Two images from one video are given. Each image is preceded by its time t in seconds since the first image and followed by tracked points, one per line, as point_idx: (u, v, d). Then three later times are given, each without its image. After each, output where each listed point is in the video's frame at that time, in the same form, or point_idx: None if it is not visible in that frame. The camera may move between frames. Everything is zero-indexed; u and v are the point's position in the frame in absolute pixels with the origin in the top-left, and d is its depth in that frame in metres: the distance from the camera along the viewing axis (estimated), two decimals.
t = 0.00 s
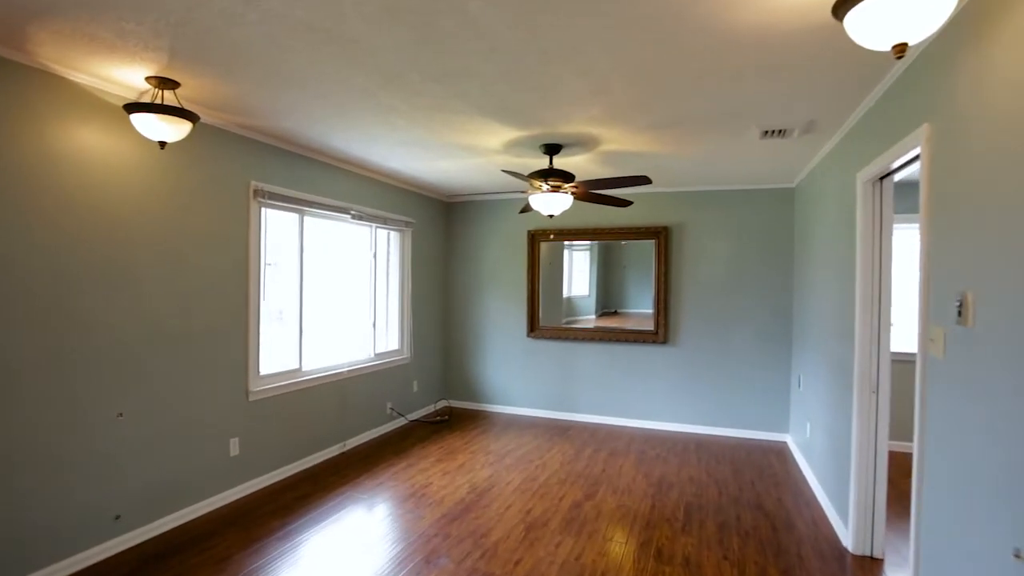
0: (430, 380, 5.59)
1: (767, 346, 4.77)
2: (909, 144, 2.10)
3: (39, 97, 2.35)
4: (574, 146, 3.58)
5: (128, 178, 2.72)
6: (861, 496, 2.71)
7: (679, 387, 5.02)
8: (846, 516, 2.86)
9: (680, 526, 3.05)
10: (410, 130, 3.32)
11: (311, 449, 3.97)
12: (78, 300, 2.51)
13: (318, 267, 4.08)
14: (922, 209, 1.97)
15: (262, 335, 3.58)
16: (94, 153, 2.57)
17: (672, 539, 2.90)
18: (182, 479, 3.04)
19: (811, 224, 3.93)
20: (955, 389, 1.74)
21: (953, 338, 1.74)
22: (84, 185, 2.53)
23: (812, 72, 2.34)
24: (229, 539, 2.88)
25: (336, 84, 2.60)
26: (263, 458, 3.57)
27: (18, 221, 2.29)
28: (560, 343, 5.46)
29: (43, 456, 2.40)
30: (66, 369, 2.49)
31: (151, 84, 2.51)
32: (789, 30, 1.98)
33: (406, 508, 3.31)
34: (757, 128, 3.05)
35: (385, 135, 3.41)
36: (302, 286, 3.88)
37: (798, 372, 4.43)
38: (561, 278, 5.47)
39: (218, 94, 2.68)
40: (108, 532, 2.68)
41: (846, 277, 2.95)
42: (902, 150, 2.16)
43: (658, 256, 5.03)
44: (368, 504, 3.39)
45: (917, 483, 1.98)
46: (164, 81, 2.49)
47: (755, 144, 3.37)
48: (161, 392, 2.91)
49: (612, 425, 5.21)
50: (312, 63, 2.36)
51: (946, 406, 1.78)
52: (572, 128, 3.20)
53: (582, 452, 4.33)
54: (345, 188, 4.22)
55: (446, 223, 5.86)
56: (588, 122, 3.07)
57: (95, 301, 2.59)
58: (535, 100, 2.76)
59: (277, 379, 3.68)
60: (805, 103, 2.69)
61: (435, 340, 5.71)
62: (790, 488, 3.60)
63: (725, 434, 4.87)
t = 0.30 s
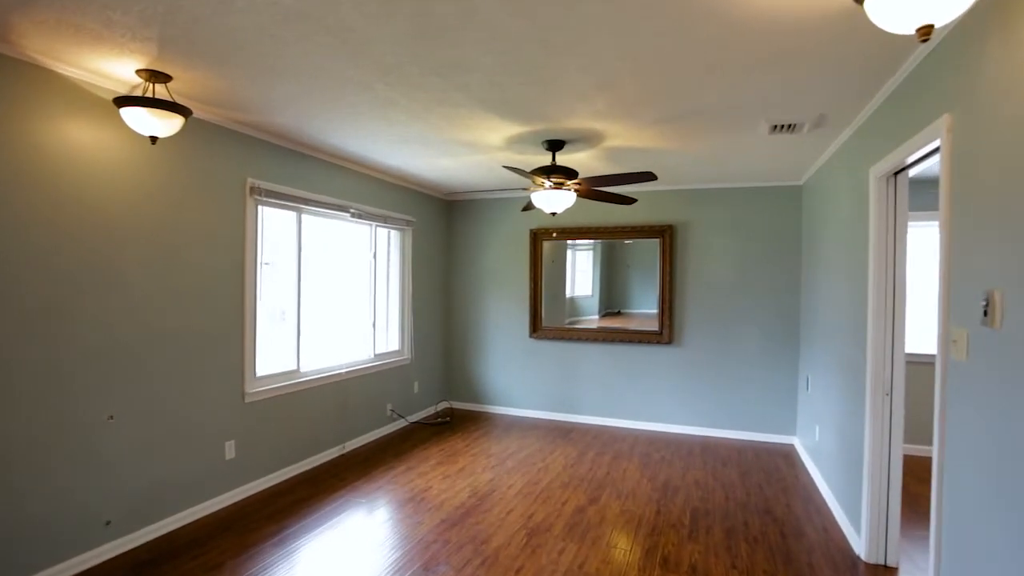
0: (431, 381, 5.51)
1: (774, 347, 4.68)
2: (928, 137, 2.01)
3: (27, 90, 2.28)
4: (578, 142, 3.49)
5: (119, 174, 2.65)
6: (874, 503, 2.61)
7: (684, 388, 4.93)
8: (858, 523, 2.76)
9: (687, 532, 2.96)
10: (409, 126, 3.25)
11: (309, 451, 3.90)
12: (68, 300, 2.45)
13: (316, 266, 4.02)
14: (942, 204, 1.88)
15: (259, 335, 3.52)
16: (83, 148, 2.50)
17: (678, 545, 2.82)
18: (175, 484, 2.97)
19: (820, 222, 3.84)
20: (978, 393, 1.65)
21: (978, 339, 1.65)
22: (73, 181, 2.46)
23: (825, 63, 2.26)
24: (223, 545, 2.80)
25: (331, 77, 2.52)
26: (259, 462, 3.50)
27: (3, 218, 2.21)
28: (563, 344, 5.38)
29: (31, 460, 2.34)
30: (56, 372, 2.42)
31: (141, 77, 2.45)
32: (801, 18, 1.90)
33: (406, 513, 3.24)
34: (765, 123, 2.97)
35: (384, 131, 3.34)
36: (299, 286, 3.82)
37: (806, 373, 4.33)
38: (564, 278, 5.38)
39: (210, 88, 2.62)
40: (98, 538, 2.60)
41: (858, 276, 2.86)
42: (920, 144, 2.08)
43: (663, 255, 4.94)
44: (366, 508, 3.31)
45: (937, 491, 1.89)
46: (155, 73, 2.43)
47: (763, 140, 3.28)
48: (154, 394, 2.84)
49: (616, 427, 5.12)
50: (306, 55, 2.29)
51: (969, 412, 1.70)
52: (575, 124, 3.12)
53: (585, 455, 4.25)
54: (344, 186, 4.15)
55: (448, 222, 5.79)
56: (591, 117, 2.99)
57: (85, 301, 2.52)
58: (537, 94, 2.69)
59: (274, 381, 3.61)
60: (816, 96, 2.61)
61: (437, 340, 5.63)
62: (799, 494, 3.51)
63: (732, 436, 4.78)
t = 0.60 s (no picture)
0: (428, 383, 5.44)
1: (776, 348, 4.61)
2: (941, 131, 1.94)
3: (9, 83, 2.21)
4: (577, 139, 3.43)
5: (106, 171, 2.58)
6: (881, 508, 2.54)
7: (685, 390, 4.87)
8: (865, 529, 2.70)
9: (688, 538, 2.89)
10: (405, 123, 3.18)
11: (303, 455, 3.83)
12: (53, 300, 2.37)
13: (311, 266, 3.94)
14: (955, 200, 1.82)
15: (252, 337, 3.45)
16: (68, 143, 2.42)
17: (679, 551, 2.75)
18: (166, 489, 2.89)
19: (823, 221, 3.77)
20: (997, 396, 1.58)
21: (996, 340, 1.58)
22: (58, 177, 2.39)
23: (832, 56, 2.19)
24: (214, 553, 2.72)
25: (325, 70, 2.45)
26: (252, 466, 3.42)
27: None
28: (562, 345, 5.31)
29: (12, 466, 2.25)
30: (41, 374, 2.34)
31: (129, 70, 2.38)
32: (810, 8, 1.83)
33: (402, 518, 3.16)
34: (769, 119, 2.91)
35: (380, 128, 3.27)
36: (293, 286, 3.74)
37: (809, 374, 4.27)
38: (562, 278, 5.32)
39: (201, 82, 2.55)
40: (85, 546, 2.52)
41: (864, 276, 2.80)
42: (932, 140, 2.02)
43: (663, 255, 4.87)
44: (362, 513, 3.23)
45: (952, 498, 1.82)
46: (143, 67, 2.36)
47: (766, 137, 3.21)
48: (143, 397, 2.77)
49: (616, 430, 5.05)
50: (298, 48, 2.22)
51: (988, 416, 1.63)
52: (575, 120, 3.06)
53: (584, 458, 4.18)
54: (339, 185, 4.09)
55: (445, 222, 5.72)
56: (591, 112, 2.92)
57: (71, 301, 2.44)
58: (536, 88, 2.62)
59: (267, 383, 3.54)
60: (822, 91, 2.54)
61: (434, 341, 5.56)
62: (803, 497, 3.45)
63: (733, 439, 4.71)
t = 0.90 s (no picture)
0: (421, 383, 5.36)
1: (773, 347, 4.57)
2: (946, 126, 1.89)
3: None
4: (572, 136, 3.36)
5: (84, 166, 2.48)
6: (883, 511, 2.50)
7: (681, 390, 4.82)
8: (866, 532, 2.65)
9: (687, 543, 2.83)
10: (396, 118, 3.11)
11: (292, 458, 3.75)
12: (27, 301, 2.27)
13: (300, 265, 3.86)
14: (963, 196, 1.77)
15: (239, 337, 3.36)
16: (43, 137, 2.33)
17: (678, 557, 2.69)
18: (149, 496, 2.80)
19: (822, 220, 3.72)
20: (1008, 399, 1.53)
21: (1007, 342, 1.53)
22: (32, 172, 2.29)
23: (834, 50, 2.14)
24: (199, 560, 2.64)
25: (312, 62, 2.36)
26: (240, 470, 3.33)
27: None
28: (557, 345, 5.25)
29: None
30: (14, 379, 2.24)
31: (107, 62, 2.29)
32: None
33: (394, 523, 3.09)
34: (768, 115, 2.85)
35: (370, 123, 3.19)
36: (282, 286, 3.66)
37: (806, 374, 4.23)
38: (557, 277, 5.25)
39: (183, 74, 2.46)
40: (61, 557, 2.42)
41: (864, 274, 2.75)
42: (937, 135, 1.97)
43: (659, 253, 4.82)
44: (352, 518, 3.15)
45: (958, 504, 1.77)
46: (121, 58, 2.27)
47: (764, 133, 3.16)
48: (124, 401, 2.67)
49: (611, 430, 5.00)
50: (283, 38, 2.14)
51: (998, 420, 1.57)
52: (571, 116, 2.99)
53: (580, 460, 4.11)
54: (329, 182, 4.00)
55: (439, 220, 5.64)
56: (587, 108, 2.86)
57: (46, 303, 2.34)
58: (530, 82, 2.55)
59: (255, 385, 3.45)
60: (822, 87, 2.49)
61: (427, 341, 5.48)
62: (801, 499, 3.40)
63: (730, 440, 4.67)
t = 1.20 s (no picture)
0: (409, 383, 5.28)
1: (765, 346, 4.54)
2: (947, 121, 1.85)
3: None
4: (563, 130, 3.29)
5: (50, 159, 2.36)
6: (879, 510, 2.46)
7: (672, 388, 4.78)
8: (861, 533, 2.61)
9: (680, 545, 2.78)
10: (382, 111, 3.01)
11: (276, 462, 3.65)
12: None
13: (284, 263, 3.75)
14: (964, 191, 1.72)
15: (220, 338, 3.25)
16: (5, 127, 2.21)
17: (672, 560, 2.63)
18: (124, 503, 2.69)
19: (815, 217, 3.69)
20: (1013, 400, 1.48)
21: (1012, 341, 1.48)
22: None
23: (832, 42, 2.08)
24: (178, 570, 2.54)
25: (292, 51, 2.26)
26: (221, 475, 3.23)
27: None
28: (547, 343, 5.18)
29: None
30: None
31: (75, 48, 2.17)
32: None
33: (381, 528, 3.00)
34: (762, 110, 2.80)
35: (356, 116, 3.09)
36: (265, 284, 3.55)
37: (798, 372, 4.20)
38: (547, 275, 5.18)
39: (157, 63, 2.35)
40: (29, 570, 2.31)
41: (859, 271, 2.71)
42: (937, 130, 1.92)
43: (650, 250, 4.77)
44: (338, 524, 3.06)
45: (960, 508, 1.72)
46: (90, 44, 2.16)
47: (758, 128, 3.11)
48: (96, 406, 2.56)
49: (602, 430, 4.95)
50: (261, 26, 2.03)
51: (1003, 421, 1.53)
52: (562, 110, 2.92)
53: (571, 461, 4.05)
54: (313, 178, 3.90)
55: (427, 217, 5.54)
56: (579, 101, 2.79)
57: (9, 303, 2.21)
58: (520, 74, 2.47)
59: (237, 387, 3.35)
60: (817, 80, 2.44)
61: (416, 341, 5.39)
62: (794, 499, 3.37)
63: (721, 438, 4.64)
